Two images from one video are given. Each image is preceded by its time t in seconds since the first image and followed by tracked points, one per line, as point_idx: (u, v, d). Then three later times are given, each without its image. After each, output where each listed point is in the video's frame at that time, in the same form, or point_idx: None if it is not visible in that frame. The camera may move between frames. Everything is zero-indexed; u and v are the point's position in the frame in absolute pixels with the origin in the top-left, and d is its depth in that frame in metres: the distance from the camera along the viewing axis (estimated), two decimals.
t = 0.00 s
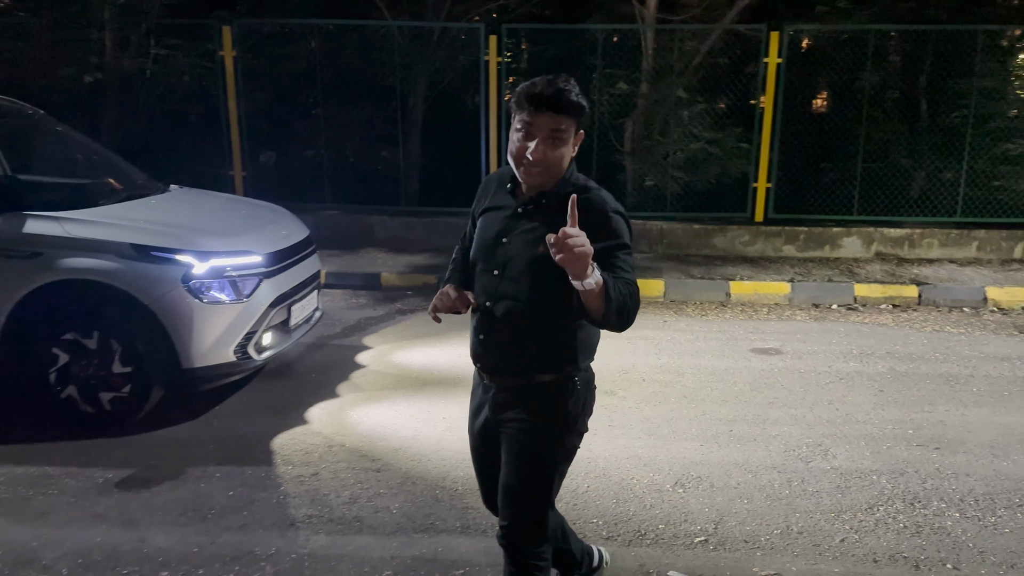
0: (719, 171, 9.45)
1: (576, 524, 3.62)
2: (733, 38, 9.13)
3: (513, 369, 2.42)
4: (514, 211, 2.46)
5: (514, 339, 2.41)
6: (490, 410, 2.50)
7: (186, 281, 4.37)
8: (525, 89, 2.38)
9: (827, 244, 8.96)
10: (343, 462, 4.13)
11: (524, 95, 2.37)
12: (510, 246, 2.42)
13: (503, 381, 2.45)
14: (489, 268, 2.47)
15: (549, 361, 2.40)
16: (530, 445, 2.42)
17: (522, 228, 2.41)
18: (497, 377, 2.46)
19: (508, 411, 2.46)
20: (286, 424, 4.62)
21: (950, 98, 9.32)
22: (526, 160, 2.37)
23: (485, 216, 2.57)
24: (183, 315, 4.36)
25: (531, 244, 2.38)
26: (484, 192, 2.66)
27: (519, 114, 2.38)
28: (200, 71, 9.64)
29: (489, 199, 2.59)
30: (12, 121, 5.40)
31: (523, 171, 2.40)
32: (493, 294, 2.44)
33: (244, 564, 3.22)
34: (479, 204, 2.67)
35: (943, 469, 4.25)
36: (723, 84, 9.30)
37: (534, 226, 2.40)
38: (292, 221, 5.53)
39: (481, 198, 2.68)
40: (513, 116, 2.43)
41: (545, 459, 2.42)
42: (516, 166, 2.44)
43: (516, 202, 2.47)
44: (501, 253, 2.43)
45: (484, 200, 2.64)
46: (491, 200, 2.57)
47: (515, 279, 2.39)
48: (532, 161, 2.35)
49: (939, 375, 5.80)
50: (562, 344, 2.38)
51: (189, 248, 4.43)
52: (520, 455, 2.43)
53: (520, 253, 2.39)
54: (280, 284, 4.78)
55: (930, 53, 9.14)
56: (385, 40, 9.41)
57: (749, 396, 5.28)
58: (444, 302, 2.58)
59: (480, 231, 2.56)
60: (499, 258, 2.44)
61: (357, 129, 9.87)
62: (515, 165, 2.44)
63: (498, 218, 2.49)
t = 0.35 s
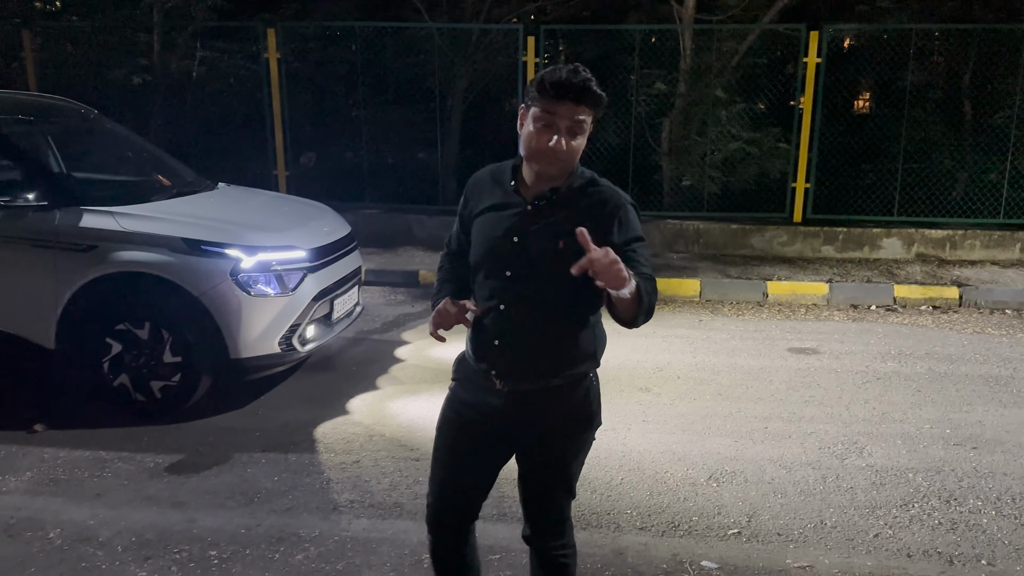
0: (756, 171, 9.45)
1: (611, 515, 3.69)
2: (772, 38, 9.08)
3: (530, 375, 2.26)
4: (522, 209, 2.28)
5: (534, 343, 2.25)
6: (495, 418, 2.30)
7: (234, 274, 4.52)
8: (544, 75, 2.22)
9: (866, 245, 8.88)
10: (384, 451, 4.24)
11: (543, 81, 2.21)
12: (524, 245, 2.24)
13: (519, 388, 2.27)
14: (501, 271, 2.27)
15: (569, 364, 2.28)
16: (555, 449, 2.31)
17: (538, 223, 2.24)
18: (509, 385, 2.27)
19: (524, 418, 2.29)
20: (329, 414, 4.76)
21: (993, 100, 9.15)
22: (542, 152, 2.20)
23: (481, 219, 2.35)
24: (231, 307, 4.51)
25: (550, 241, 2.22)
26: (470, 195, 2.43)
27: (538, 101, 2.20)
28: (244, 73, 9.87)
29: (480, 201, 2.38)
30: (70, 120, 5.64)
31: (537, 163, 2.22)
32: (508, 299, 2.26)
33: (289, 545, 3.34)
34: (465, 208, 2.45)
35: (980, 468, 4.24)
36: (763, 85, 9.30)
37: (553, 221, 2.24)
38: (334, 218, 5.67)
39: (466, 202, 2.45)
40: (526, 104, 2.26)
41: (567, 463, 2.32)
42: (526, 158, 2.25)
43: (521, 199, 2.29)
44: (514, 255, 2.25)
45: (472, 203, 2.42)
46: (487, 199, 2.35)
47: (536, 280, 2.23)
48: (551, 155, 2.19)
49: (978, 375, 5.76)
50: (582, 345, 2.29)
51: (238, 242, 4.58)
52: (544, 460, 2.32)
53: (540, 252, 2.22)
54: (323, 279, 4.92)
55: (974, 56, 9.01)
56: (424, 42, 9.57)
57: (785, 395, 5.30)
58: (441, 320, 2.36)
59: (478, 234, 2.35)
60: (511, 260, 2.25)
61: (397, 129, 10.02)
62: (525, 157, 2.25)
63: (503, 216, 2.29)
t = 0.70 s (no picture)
0: (770, 168, 9.46)
1: (625, 507, 3.73)
2: (787, 36, 9.18)
3: (519, 373, 2.34)
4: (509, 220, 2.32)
5: (524, 344, 2.36)
6: (480, 427, 2.31)
7: (254, 270, 4.57)
8: (552, 96, 2.20)
9: (880, 241, 8.87)
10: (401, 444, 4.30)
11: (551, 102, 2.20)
12: (522, 255, 2.33)
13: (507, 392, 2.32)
14: (492, 280, 2.30)
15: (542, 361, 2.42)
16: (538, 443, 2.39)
17: (529, 230, 2.35)
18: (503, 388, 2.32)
19: (511, 420, 2.34)
20: (346, 408, 4.82)
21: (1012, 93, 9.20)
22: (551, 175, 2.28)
23: (451, 231, 2.28)
24: (250, 302, 4.57)
25: (538, 246, 2.36)
26: (411, 208, 2.27)
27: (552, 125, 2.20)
28: (259, 71, 9.94)
29: (437, 212, 2.28)
30: (88, 120, 5.69)
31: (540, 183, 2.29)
32: (503, 307, 2.31)
33: (309, 535, 3.40)
34: (405, 222, 2.27)
35: (994, 463, 4.25)
36: (776, 82, 9.35)
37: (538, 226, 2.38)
38: (352, 214, 5.73)
39: (401, 216, 2.27)
40: (528, 123, 2.20)
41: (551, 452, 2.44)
42: (527, 177, 2.26)
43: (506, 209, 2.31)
44: (509, 262, 2.31)
45: (417, 215, 2.27)
46: (449, 210, 2.28)
47: (531, 283, 2.36)
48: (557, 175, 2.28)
49: (992, 371, 5.76)
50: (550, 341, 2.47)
51: (257, 238, 4.64)
52: (531, 456, 2.40)
53: (535, 258, 2.35)
54: (341, 275, 4.96)
55: (991, 50, 9.01)
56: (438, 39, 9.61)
57: (798, 390, 5.33)
58: (457, 353, 2.11)
59: (448, 246, 2.28)
60: (503, 267, 2.30)
61: (410, 127, 10.08)
62: (527, 175, 2.26)
63: (492, 226, 2.30)
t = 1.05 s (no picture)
0: (757, 162, 9.50)
1: (622, 498, 3.78)
2: (772, 29, 9.19)
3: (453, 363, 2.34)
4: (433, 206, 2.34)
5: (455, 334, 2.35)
6: (428, 421, 2.27)
7: (248, 266, 4.57)
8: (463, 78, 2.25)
9: (866, 234, 8.96)
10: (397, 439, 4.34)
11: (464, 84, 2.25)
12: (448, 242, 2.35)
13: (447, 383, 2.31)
14: (431, 279, 2.27)
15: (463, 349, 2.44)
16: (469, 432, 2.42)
17: (445, 223, 2.39)
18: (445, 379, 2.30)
19: (450, 413, 2.33)
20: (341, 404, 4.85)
21: (993, 88, 9.22)
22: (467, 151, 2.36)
23: (396, 234, 2.16)
24: (245, 298, 4.56)
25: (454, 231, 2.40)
26: (357, 213, 2.09)
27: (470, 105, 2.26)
28: (246, 68, 9.91)
29: (383, 215, 2.15)
30: (76, 116, 5.66)
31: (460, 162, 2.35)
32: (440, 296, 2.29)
33: (309, 529, 3.43)
34: (354, 230, 2.08)
35: (981, 451, 4.33)
36: (762, 77, 9.39)
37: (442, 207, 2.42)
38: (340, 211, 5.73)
39: (350, 223, 2.08)
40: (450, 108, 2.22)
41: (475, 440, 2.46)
42: (453, 161, 2.30)
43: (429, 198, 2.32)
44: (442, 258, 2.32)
45: (368, 221, 2.11)
46: (390, 213, 2.16)
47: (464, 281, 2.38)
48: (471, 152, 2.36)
49: (979, 361, 5.84)
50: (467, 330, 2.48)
51: (252, 235, 4.63)
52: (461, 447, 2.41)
53: (455, 245, 2.39)
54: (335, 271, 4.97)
55: (972, 43, 9.09)
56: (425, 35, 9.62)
57: (789, 381, 5.40)
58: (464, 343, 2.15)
59: (394, 249, 2.16)
60: (439, 264, 2.30)
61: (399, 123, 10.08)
62: (453, 159, 2.30)
63: (427, 224, 2.27)
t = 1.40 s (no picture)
0: (730, 151, 9.62)
1: (606, 482, 3.82)
2: (745, 19, 9.29)
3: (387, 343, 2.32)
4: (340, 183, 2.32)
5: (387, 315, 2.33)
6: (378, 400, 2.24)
7: (228, 257, 4.54)
8: (347, 56, 2.24)
9: (837, 222, 9.09)
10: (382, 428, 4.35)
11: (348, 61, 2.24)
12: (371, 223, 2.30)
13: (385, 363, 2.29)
14: (368, 257, 2.21)
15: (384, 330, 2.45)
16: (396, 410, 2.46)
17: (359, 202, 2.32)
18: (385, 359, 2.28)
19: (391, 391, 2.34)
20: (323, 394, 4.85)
21: (958, 79, 9.44)
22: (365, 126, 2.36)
23: (329, 217, 2.09)
24: (225, 289, 4.53)
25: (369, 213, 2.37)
26: (292, 200, 1.99)
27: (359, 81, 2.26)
28: (216, 57, 9.78)
29: (313, 198, 2.06)
30: (46, 105, 5.56)
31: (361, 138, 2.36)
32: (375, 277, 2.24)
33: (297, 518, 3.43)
34: (292, 217, 1.99)
35: (954, 431, 4.43)
36: (733, 67, 9.49)
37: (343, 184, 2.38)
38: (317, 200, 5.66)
39: (288, 211, 1.98)
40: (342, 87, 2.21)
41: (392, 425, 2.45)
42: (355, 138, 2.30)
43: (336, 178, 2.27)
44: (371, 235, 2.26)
45: (303, 208, 2.02)
46: (320, 196, 2.08)
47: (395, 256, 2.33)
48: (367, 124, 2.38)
49: (950, 345, 5.97)
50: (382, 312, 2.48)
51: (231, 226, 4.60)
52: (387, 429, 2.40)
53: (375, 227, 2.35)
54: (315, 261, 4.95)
55: (939, 33, 9.30)
56: (397, 24, 9.57)
57: (767, 366, 5.48)
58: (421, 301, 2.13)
59: (331, 232, 2.08)
60: (370, 241, 2.25)
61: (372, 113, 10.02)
62: (354, 136, 2.29)
63: (349, 203, 2.20)
